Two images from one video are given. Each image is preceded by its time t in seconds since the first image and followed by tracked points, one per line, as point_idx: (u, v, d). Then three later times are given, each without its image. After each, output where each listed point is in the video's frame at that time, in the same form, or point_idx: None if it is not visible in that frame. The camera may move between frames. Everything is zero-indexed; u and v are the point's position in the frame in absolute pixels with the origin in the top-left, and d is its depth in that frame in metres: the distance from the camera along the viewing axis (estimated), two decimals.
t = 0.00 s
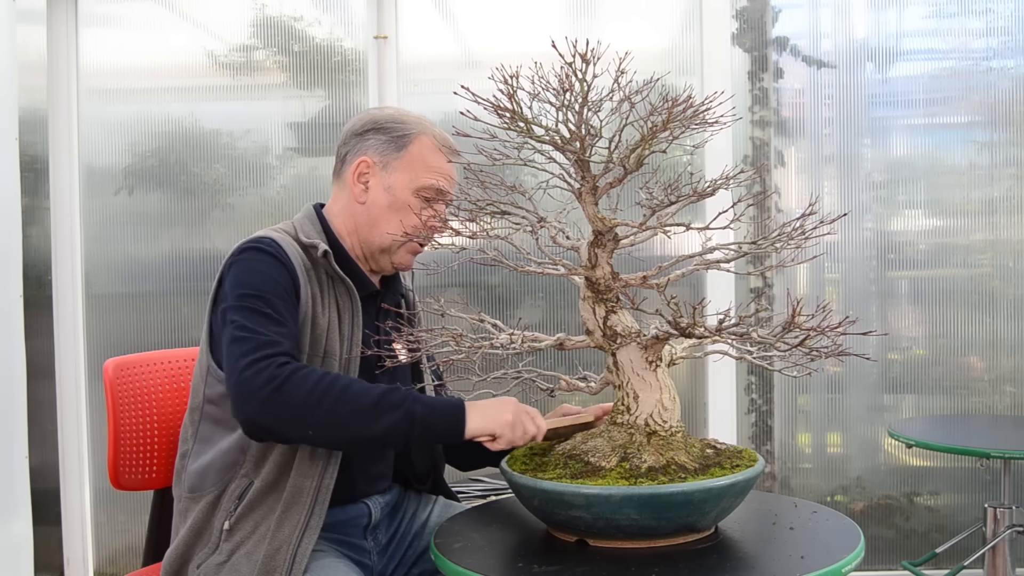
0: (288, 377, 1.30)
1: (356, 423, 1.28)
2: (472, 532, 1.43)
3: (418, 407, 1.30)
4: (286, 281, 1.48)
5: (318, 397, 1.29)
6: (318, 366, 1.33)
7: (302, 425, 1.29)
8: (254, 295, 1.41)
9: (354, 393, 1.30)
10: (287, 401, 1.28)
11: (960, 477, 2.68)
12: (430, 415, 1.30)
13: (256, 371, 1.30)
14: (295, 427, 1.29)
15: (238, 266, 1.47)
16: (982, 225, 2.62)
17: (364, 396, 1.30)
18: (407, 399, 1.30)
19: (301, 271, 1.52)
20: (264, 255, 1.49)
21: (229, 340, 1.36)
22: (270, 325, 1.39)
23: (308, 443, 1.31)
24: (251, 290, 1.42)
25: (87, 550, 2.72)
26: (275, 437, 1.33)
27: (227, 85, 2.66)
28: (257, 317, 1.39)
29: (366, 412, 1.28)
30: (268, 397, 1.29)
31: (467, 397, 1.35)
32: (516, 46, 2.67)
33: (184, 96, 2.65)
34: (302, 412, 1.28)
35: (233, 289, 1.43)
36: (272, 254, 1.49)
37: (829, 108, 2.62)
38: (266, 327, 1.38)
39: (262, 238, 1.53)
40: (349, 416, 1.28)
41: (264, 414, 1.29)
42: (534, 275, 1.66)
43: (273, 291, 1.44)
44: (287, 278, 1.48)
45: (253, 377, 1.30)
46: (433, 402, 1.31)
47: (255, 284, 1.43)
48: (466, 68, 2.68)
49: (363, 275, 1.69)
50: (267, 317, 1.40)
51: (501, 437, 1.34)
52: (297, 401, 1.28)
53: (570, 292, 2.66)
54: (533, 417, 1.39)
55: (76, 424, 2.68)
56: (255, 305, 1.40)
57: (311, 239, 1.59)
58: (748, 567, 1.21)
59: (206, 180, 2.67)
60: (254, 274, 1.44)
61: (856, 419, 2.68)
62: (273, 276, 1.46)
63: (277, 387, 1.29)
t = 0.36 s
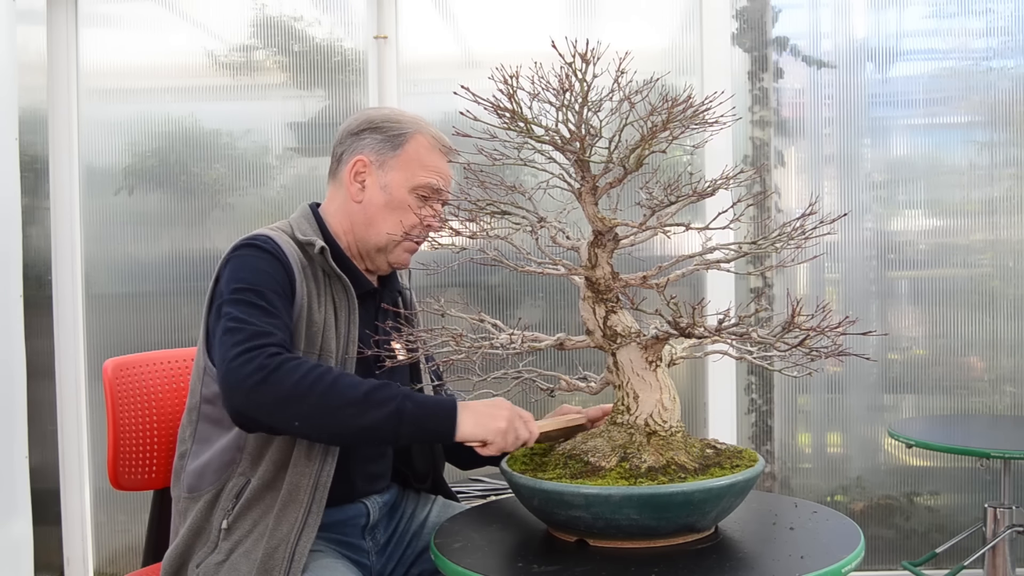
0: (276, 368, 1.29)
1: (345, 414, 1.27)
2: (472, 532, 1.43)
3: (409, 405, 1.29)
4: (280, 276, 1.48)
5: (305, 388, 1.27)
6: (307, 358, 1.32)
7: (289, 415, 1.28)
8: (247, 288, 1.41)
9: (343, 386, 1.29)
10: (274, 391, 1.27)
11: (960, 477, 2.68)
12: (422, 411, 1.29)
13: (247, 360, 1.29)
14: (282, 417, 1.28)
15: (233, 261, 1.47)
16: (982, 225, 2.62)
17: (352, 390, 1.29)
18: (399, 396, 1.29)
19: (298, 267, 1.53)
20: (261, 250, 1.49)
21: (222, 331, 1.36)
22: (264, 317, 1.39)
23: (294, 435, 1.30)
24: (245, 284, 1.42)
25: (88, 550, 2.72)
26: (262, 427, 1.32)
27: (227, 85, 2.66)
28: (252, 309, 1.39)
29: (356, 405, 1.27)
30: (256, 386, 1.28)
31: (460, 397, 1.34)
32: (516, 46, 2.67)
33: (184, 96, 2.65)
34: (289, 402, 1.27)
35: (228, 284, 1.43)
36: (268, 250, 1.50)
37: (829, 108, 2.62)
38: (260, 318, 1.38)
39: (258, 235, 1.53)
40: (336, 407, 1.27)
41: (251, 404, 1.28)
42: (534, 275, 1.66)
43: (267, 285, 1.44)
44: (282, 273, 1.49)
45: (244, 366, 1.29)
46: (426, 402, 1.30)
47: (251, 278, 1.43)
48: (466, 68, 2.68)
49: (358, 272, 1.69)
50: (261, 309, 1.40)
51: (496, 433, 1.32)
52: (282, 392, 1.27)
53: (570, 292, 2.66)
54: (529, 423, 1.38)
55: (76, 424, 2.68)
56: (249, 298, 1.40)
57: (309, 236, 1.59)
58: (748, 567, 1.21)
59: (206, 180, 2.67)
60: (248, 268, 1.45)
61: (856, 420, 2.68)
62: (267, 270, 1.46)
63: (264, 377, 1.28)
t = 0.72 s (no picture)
0: (321, 363, 1.28)
1: (391, 408, 1.27)
2: (472, 532, 1.43)
3: (456, 396, 1.30)
4: (294, 279, 1.47)
5: (352, 383, 1.28)
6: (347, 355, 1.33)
7: (337, 409, 1.27)
8: (270, 291, 1.40)
9: (389, 379, 1.29)
10: (323, 385, 1.27)
11: (960, 477, 2.68)
12: (468, 402, 1.30)
13: (290, 357, 1.28)
14: (332, 412, 1.27)
15: (244, 266, 1.45)
16: (982, 225, 2.62)
17: (397, 382, 1.29)
18: (445, 386, 1.30)
19: (306, 271, 1.52)
20: (272, 254, 1.48)
21: (251, 332, 1.33)
22: (291, 316, 1.38)
23: (342, 431, 1.28)
24: (265, 287, 1.40)
25: (87, 549, 2.72)
26: (308, 425, 1.30)
27: (227, 85, 2.66)
28: (277, 310, 1.38)
29: (401, 397, 1.28)
30: (305, 381, 1.26)
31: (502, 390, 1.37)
32: (516, 46, 2.67)
33: (184, 96, 2.65)
34: (337, 396, 1.27)
35: (244, 289, 1.41)
36: (278, 254, 1.49)
37: (829, 108, 2.62)
38: (289, 318, 1.37)
39: (267, 240, 1.52)
40: (385, 402, 1.27)
41: (299, 400, 1.27)
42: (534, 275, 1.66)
43: (287, 287, 1.43)
44: (295, 276, 1.48)
45: (288, 362, 1.27)
46: (473, 392, 1.31)
47: (270, 281, 1.42)
48: (466, 68, 2.68)
49: (361, 274, 1.69)
50: (289, 309, 1.39)
51: (543, 398, 1.37)
52: (330, 387, 1.27)
53: (570, 292, 2.66)
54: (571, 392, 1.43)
55: (76, 424, 2.68)
56: (271, 299, 1.39)
57: (313, 241, 1.58)
58: (748, 567, 1.21)
59: (206, 180, 2.67)
60: (265, 271, 1.43)
61: (856, 419, 2.68)
62: (284, 274, 1.46)
63: (311, 372, 1.27)
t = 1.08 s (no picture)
0: (312, 361, 1.27)
1: (381, 407, 1.26)
2: (472, 532, 1.43)
3: (446, 395, 1.28)
4: (295, 277, 1.47)
5: (341, 381, 1.26)
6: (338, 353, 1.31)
7: (326, 409, 1.26)
8: (268, 289, 1.40)
9: (377, 378, 1.28)
10: (311, 383, 1.25)
11: (960, 477, 2.68)
12: (458, 401, 1.28)
13: (283, 354, 1.27)
14: (321, 411, 1.26)
15: (246, 264, 1.45)
16: (982, 225, 2.62)
17: (387, 381, 1.28)
18: (437, 384, 1.29)
19: (310, 272, 1.53)
20: (272, 253, 1.48)
21: (247, 330, 1.33)
22: (288, 314, 1.37)
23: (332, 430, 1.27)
24: (263, 285, 1.40)
25: (87, 549, 2.72)
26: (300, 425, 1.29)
27: (227, 85, 2.66)
28: (274, 308, 1.37)
29: (391, 396, 1.27)
30: (295, 379, 1.25)
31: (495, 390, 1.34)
32: (516, 46, 2.67)
33: (184, 96, 2.65)
34: (326, 395, 1.26)
35: (245, 287, 1.41)
36: (280, 254, 1.49)
37: (829, 108, 2.62)
38: (285, 315, 1.37)
39: (268, 239, 1.52)
40: (375, 401, 1.26)
41: (289, 398, 1.26)
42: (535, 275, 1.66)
43: (286, 286, 1.43)
44: (295, 275, 1.48)
45: (281, 360, 1.27)
46: (461, 391, 1.29)
47: (269, 279, 1.41)
48: (466, 68, 2.68)
49: (365, 274, 1.69)
50: (287, 309, 1.39)
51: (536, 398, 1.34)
52: (318, 386, 1.25)
53: (570, 292, 2.67)
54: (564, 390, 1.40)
55: (76, 424, 2.68)
56: (269, 298, 1.39)
57: (316, 241, 1.57)
58: (748, 567, 1.21)
59: (206, 180, 2.67)
60: (264, 270, 1.43)
61: (856, 419, 2.68)
62: (284, 272, 1.45)
63: (301, 370, 1.26)
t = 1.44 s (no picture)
0: (266, 362, 1.28)
1: (333, 410, 1.26)
2: (472, 532, 1.43)
3: (398, 399, 1.28)
4: (281, 274, 1.47)
5: (295, 383, 1.27)
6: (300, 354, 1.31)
7: (278, 411, 1.27)
8: (247, 286, 1.40)
9: (331, 380, 1.28)
10: (265, 385, 1.27)
11: (959, 477, 2.68)
12: (412, 404, 1.28)
13: (237, 355, 1.29)
14: (271, 414, 1.28)
15: (236, 259, 1.47)
16: (982, 225, 2.62)
17: (342, 384, 1.28)
18: (390, 389, 1.29)
19: (300, 269, 1.52)
20: (262, 249, 1.49)
21: (218, 327, 1.36)
22: (260, 313, 1.38)
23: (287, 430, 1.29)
24: (243, 281, 1.41)
25: (88, 549, 2.72)
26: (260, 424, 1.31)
27: (227, 85, 2.66)
28: (250, 305, 1.38)
29: (343, 400, 1.27)
30: (247, 380, 1.27)
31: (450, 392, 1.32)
32: (516, 46, 2.67)
33: (184, 96, 2.65)
34: (277, 397, 1.27)
35: (230, 282, 1.43)
36: (270, 250, 1.49)
37: (829, 108, 2.62)
38: (257, 314, 1.37)
39: (260, 236, 1.53)
40: (327, 404, 1.26)
41: (239, 397, 1.28)
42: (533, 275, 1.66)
43: (268, 283, 1.43)
44: (283, 271, 1.48)
45: (234, 361, 1.29)
46: (415, 394, 1.29)
47: (251, 277, 1.42)
48: (466, 68, 2.68)
49: (362, 274, 1.69)
50: (261, 307, 1.39)
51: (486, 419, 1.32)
52: (271, 388, 1.26)
53: (570, 292, 2.67)
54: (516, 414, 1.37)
55: (76, 424, 2.68)
56: (247, 294, 1.40)
57: (311, 237, 1.57)
58: (748, 567, 1.21)
59: (206, 180, 2.67)
60: (249, 267, 1.44)
61: (856, 420, 2.68)
62: (267, 269, 1.45)
63: (254, 370, 1.27)
